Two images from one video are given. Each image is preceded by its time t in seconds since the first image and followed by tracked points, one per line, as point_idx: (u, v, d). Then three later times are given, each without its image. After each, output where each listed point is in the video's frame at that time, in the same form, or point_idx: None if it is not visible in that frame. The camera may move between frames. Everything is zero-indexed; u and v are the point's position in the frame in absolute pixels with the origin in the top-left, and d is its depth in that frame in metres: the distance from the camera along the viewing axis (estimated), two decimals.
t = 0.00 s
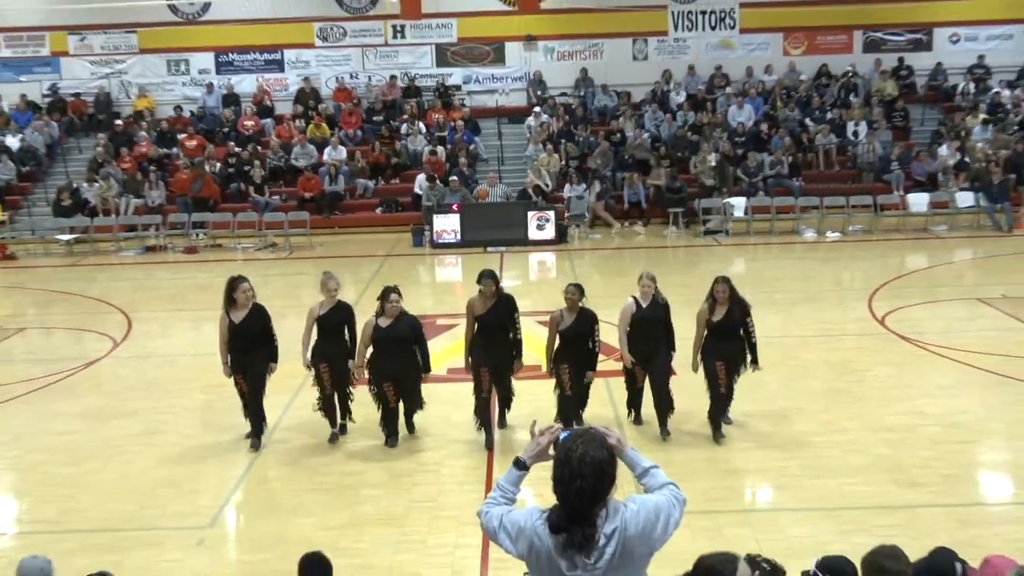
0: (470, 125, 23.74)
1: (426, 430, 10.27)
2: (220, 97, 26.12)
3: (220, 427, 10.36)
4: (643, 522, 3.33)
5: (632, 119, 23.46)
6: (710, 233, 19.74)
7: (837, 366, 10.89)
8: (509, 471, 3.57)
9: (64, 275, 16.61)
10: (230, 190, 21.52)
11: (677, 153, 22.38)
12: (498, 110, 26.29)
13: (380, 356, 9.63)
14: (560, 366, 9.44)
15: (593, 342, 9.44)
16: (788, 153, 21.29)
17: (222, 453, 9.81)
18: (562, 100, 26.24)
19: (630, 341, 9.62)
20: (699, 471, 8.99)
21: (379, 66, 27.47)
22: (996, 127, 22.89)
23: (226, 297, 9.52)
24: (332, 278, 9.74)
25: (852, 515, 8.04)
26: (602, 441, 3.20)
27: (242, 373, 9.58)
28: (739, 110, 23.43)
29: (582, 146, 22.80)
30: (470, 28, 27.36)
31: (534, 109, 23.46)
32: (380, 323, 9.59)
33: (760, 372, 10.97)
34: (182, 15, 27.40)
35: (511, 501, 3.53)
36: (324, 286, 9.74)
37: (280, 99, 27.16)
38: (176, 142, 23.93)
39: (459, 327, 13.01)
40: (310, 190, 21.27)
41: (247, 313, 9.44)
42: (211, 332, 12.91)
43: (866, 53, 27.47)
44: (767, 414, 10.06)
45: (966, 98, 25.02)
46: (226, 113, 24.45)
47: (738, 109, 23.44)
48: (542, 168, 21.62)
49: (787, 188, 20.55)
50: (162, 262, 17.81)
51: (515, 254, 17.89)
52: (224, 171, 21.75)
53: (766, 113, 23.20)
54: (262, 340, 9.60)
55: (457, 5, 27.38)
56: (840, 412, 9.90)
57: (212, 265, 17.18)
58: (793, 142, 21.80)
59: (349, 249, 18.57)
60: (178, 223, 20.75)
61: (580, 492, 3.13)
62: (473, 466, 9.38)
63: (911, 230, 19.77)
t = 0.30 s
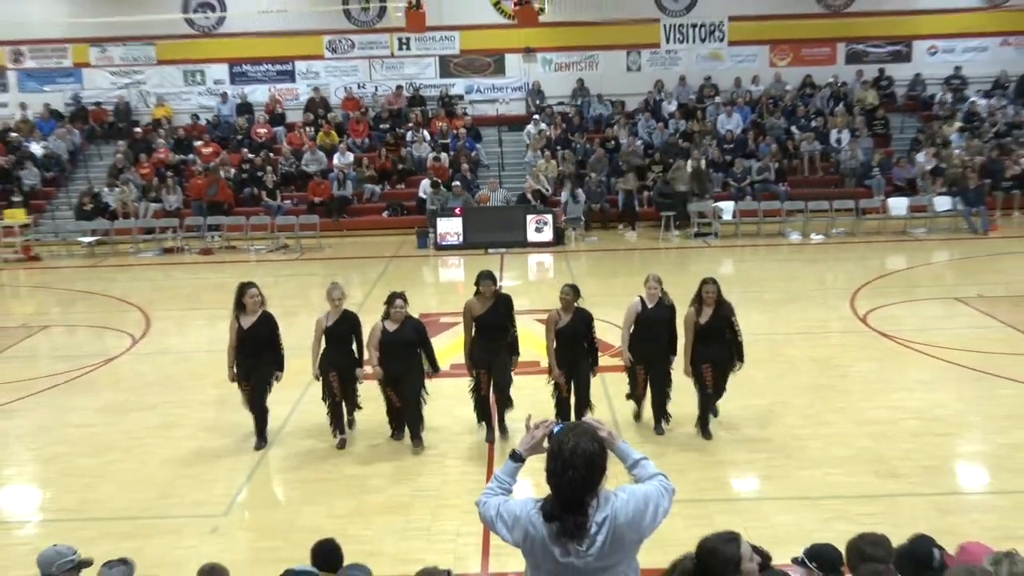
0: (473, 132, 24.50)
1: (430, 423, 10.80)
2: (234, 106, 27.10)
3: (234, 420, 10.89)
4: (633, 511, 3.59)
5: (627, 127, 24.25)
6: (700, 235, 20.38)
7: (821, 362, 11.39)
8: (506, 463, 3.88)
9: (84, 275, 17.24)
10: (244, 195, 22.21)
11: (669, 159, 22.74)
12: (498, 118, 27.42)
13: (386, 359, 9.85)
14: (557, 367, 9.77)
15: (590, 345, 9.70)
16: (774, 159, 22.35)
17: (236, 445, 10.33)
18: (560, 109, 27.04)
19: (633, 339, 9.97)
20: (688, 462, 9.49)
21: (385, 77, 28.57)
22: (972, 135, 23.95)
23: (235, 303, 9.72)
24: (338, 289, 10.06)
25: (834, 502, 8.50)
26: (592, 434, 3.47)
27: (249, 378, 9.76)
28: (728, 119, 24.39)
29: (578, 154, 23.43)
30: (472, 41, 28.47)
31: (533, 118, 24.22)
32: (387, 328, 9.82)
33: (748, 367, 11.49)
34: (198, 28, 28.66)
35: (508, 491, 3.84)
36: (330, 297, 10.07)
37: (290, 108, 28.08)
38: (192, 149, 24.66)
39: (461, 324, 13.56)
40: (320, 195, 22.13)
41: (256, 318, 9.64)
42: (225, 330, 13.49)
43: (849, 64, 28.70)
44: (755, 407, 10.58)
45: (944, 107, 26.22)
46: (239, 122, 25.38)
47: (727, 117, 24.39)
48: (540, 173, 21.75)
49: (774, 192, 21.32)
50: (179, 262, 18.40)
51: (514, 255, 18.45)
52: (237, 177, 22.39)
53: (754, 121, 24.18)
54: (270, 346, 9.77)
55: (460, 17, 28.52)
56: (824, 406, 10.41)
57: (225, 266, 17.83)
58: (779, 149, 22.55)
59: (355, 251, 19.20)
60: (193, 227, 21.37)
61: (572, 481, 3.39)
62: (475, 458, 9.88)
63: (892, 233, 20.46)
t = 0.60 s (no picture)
0: (475, 140, 25.31)
1: (434, 417, 11.33)
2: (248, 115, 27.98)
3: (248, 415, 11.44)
4: (624, 499, 3.65)
5: (621, 135, 25.07)
6: (691, 239, 21.12)
7: (806, 359, 11.96)
8: (502, 454, 3.93)
9: (104, 275, 17.97)
10: (257, 200, 22.96)
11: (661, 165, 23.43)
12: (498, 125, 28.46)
13: (392, 362, 10.24)
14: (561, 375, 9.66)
15: (591, 352, 9.66)
16: (762, 166, 22.86)
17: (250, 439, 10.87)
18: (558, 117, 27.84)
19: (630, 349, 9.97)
20: (679, 453, 9.99)
21: (392, 87, 29.94)
22: (948, 142, 24.89)
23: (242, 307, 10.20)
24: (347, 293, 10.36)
25: (817, 490, 8.95)
26: (585, 425, 3.52)
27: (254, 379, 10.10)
28: (717, 127, 25.31)
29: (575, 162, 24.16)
30: (473, 52, 29.68)
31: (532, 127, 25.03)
32: (396, 332, 10.18)
33: (739, 363, 12.02)
34: (214, 41, 29.87)
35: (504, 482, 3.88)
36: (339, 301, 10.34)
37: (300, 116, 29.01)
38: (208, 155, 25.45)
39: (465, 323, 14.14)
40: (330, 200, 22.51)
41: (261, 321, 10.03)
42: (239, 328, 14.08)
43: (832, 75, 29.81)
44: (743, 402, 11.11)
45: (922, 115, 27.11)
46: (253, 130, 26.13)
47: (716, 126, 25.30)
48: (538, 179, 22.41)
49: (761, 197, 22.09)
50: (196, 263, 19.19)
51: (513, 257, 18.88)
52: (251, 182, 23.13)
53: (742, 130, 25.05)
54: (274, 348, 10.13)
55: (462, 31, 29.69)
56: (809, 401, 10.93)
57: (238, 266, 18.51)
58: (767, 156, 23.32)
59: (362, 252, 19.83)
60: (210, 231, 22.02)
61: (566, 472, 3.45)
62: (477, 451, 10.40)
63: (872, 236, 21.15)
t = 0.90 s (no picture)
0: (478, 146, 25.95)
1: (439, 410, 11.93)
2: (261, 123, 28.59)
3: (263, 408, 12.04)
4: (616, 488, 3.84)
5: (616, 142, 25.75)
6: (682, 240, 21.77)
7: (792, 355, 12.54)
8: (501, 446, 4.10)
9: (124, 276, 18.62)
10: (271, 205, 23.59)
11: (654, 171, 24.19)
12: (499, 133, 29.13)
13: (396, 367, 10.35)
14: (558, 378, 9.93)
15: (586, 358, 9.91)
16: (750, 172, 23.43)
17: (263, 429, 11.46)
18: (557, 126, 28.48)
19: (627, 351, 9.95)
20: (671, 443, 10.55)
21: (398, 97, 30.60)
22: (927, 149, 25.69)
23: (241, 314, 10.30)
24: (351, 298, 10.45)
25: (804, 480, 9.47)
26: (579, 420, 3.72)
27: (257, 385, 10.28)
28: (707, 135, 26.00)
29: (571, 168, 24.79)
30: (474, 64, 30.37)
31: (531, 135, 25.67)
32: (398, 339, 10.27)
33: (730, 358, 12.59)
34: (229, 53, 30.59)
35: (502, 473, 4.06)
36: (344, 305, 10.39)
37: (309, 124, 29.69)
38: (223, 161, 26.02)
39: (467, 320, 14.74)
40: (339, 204, 23.14)
41: (259, 328, 10.14)
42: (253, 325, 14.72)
43: (817, 85, 30.56)
44: (733, 395, 11.67)
45: (902, 124, 27.92)
46: (265, 137, 26.94)
47: (706, 134, 25.98)
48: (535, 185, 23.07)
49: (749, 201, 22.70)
50: (212, 264, 19.79)
51: (512, 258, 19.55)
52: (264, 188, 23.71)
53: (730, 137, 25.74)
54: (274, 354, 10.25)
55: (465, 43, 30.47)
56: (796, 395, 11.49)
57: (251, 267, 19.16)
58: (755, 162, 23.92)
59: (369, 254, 20.41)
60: (225, 234, 22.67)
61: (560, 463, 3.65)
62: (480, 442, 10.97)
63: (856, 239, 21.78)
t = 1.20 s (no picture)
0: (480, 153, 26.70)
1: (442, 404, 12.51)
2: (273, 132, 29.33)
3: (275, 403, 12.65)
4: (609, 478, 3.82)
5: (611, 150, 26.51)
6: (674, 243, 22.47)
7: (778, 351, 13.14)
8: (499, 435, 4.16)
9: (143, 276, 19.30)
10: (283, 209, 24.25)
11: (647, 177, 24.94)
12: (500, 140, 29.92)
13: (394, 372, 10.29)
14: (554, 385, 9.93)
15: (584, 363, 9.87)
16: (737, 178, 24.10)
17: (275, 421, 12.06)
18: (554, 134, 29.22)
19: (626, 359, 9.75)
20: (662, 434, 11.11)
21: (404, 107, 31.37)
22: (906, 156, 26.52)
23: (244, 317, 10.12)
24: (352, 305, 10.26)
25: (789, 469, 9.95)
26: (574, 412, 3.70)
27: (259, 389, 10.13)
28: (698, 143, 26.79)
29: (568, 174, 25.50)
30: (477, 76, 31.10)
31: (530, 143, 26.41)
32: (394, 342, 10.23)
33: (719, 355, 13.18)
34: (243, 65, 31.39)
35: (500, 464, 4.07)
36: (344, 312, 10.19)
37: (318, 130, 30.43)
38: (237, 167, 26.77)
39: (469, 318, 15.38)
40: (347, 208, 23.97)
41: (263, 332, 10.00)
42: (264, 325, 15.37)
43: (801, 96, 31.30)
44: (722, 390, 12.24)
45: (882, 132, 28.78)
46: (278, 144, 27.71)
47: (697, 141, 26.78)
48: (534, 191, 23.76)
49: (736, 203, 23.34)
50: (227, 265, 20.47)
51: (512, 260, 20.26)
52: (277, 193, 24.36)
53: (719, 145, 26.52)
54: (279, 357, 10.14)
55: (467, 55, 31.24)
56: (781, 390, 12.06)
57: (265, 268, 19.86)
58: (743, 168, 24.63)
59: (375, 256, 21.09)
60: (240, 236, 23.41)
61: (555, 454, 3.63)
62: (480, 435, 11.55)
63: (838, 240, 22.44)
